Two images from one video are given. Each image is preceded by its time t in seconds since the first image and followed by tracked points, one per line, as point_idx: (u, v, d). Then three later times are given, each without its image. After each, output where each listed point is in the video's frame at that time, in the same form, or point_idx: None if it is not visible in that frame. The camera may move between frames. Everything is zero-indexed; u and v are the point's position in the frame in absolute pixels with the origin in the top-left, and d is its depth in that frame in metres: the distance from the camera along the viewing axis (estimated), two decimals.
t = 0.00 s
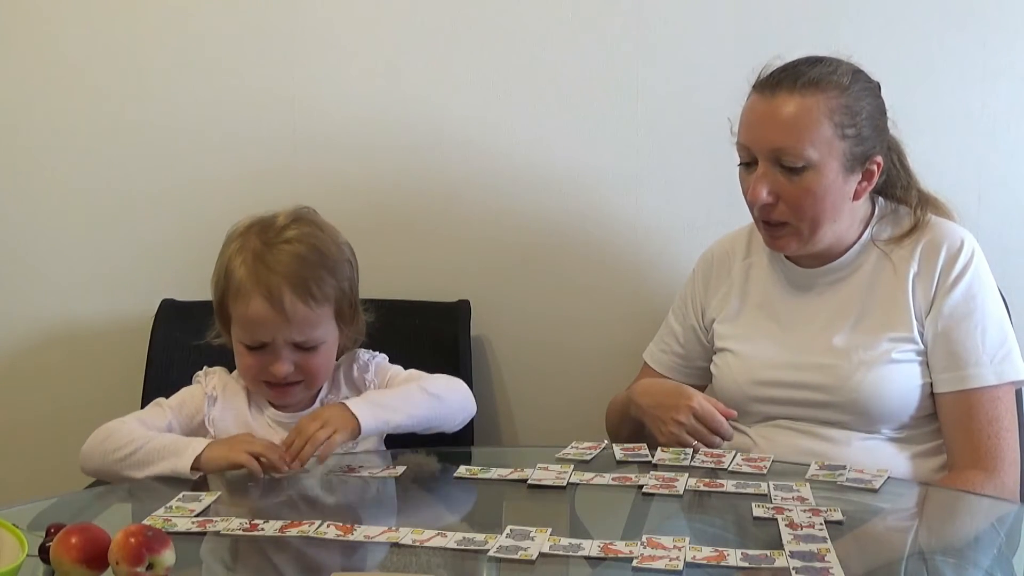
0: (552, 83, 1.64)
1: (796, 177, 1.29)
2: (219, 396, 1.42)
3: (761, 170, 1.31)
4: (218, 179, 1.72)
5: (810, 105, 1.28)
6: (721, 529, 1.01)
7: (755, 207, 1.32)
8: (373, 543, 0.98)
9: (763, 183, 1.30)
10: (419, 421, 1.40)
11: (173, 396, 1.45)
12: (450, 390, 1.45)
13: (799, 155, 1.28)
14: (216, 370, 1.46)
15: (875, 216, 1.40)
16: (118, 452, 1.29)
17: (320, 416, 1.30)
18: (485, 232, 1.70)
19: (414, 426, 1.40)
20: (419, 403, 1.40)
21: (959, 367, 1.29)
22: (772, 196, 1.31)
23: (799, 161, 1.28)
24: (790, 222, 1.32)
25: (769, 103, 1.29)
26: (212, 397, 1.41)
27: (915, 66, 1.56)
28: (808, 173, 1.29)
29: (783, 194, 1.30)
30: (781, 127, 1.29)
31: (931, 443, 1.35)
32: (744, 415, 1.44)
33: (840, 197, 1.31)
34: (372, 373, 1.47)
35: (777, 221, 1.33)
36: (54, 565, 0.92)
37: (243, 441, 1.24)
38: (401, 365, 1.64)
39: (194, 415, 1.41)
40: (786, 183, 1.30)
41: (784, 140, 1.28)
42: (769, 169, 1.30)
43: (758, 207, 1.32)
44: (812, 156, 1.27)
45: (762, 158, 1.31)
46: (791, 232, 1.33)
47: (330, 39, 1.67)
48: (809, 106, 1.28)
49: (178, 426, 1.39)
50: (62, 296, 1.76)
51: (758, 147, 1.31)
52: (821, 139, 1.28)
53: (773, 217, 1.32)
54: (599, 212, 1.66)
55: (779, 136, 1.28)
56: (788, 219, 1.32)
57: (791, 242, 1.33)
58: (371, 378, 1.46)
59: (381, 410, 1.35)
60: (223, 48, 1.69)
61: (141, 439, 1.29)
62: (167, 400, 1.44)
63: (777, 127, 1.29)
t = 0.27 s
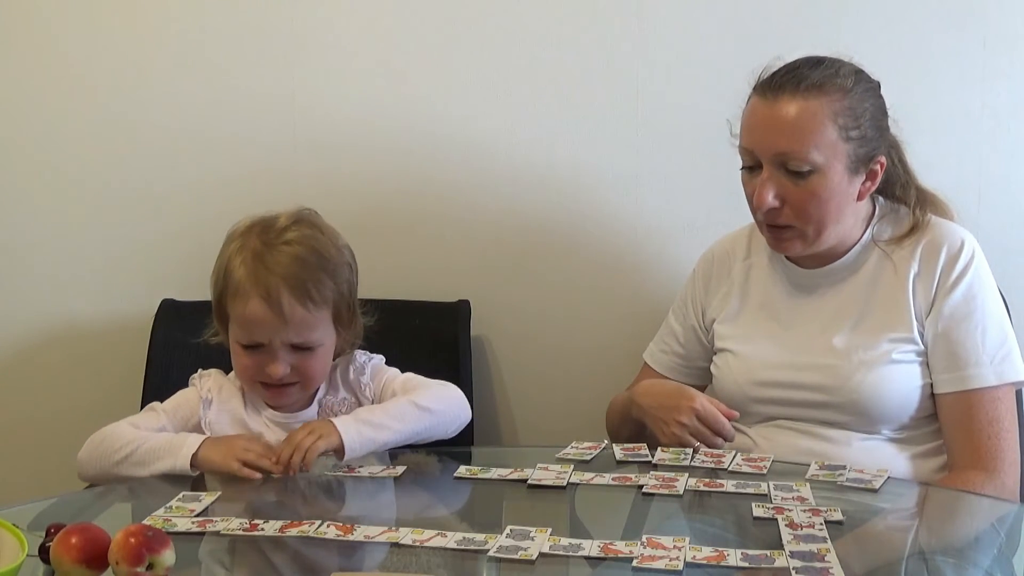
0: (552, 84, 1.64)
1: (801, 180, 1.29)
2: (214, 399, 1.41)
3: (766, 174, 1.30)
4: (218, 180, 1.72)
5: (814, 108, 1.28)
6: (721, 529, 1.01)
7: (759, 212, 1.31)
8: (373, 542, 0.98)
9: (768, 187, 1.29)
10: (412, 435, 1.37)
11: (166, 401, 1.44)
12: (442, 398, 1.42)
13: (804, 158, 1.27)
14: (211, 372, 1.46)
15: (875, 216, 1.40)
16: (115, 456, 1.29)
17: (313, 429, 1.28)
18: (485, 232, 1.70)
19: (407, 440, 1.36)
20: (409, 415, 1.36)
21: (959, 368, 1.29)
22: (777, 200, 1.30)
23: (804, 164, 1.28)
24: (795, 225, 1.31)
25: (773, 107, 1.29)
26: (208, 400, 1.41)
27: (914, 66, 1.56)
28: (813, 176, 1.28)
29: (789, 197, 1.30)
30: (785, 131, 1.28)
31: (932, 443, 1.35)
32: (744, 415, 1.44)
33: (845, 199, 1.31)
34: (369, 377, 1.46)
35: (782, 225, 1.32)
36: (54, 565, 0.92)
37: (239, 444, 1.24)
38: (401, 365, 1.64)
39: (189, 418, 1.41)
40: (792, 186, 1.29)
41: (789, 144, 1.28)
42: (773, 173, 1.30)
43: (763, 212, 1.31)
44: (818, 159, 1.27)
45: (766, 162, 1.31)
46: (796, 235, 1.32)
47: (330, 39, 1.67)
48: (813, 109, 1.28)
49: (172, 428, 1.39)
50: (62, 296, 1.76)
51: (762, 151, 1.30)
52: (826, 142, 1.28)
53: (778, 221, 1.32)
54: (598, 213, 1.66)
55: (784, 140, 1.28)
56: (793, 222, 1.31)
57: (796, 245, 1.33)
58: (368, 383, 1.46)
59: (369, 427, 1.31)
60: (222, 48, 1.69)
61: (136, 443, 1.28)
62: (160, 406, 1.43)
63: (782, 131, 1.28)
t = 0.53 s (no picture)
0: (552, 84, 1.64)
1: (805, 180, 1.29)
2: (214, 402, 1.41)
3: (768, 174, 1.30)
4: (218, 180, 1.72)
5: (817, 108, 1.28)
6: (721, 529, 1.01)
7: (762, 212, 1.31)
8: (373, 543, 0.98)
9: (771, 187, 1.29)
10: (408, 435, 1.37)
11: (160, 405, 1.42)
12: (438, 399, 1.42)
13: (807, 159, 1.27)
14: (209, 376, 1.46)
15: (875, 216, 1.40)
16: (115, 458, 1.28)
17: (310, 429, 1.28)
18: (485, 232, 1.70)
19: (403, 441, 1.36)
20: (404, 416, 1.37)
21: (960, 368, 1.29)
22: (781, 200, 1.30)
23: (807, 165, 1.28)
24: (798, 225, 1.31)
25: (775, 107, 1.29)
26: (208, 403, 1.41)
27: (915, 66, 1.55)
28: (816, 176, 1.28)
29: (792, 197, 1.30)
30: (788, 131, 1.28)
31: (932, 443, 1.35)
32: (744, 415, 1.44)
33: (848, 198, 1.31)
34: (364, 376, 1.47)
35: (785, 224, 1.32)
36: (53, 565, 0.92)
37: (239, 444, 1.25)
38: (401, 365, 1.64)
39: (187, 420, 1.40)
40: (795, 186, 1.29)
41: (792, 144, 1.28)
42: (776, 173, 1.29)
43: (766, 212, 1.31)
44: (821, 159, 1.27)
45: (769, 162, 1.30)
46: (799, 235, 1.32)
47: (330, 39, 1.67)
48: (815, 109, 1.28)
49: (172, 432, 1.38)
50: (62, 296, 1.76)
51: (765, 151, 1.30)
52: (829, 141, 1.28)
53: (781, 221, 1.32)
54: (599, 213, 1.66)
55: (787, 140, 1.28)
56: (797, 222, 1.31)
57: (799, 244, 1.33)
58: (363, 382, 1.46)
59: (364, 427, 1.32)
60: (223, 48, 1.69)
61: (136, 446, 1.28)
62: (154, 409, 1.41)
63: (784, 131, 1.28)
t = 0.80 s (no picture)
0: (553, 84, 1.64)
1: (807, 179, 1.29)
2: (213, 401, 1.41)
3: (770, 173, 1.30)
4: (219, 179, 1.72)
5: (819, 107, 1.28)
6: (721, 529, 1.01)
7: (764, 210, 1.31)
8: (373, 543, 0.98)
9: (773, 186, 1.29)
10: (398, 422, 1.38)
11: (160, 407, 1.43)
12: (430, 389, 1.43)
13: (809, 158, 1.27)
14: (207, 376, 1.46)
15: (876, 215, 1.40)
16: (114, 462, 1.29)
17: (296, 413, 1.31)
18: (485, 232, 1.70)
19: (393, 427, 1.37)
20: (394, 402, 1.38)
21: (960, 368, 1.29)
22: (782, 199, 1.30)
23: (809, 164, 1.28)
24: (800, 224, 1.31)
25: (777, 107, 1.29)
26: (205, 402, 1.41)
27: (915, 67, 1.56)
28: (818, 175, 1.28)
29: (794, 196, 1.30)
30: (789, 130, 1.28)
31: (932, 443, 1.35)
32: (743, 415, 1.44)
33: (850, 197, 1.31)
34: (359, 373, 1.46)
35: (787, 223, 1.32)
36: (53, 564, 0.92)
37: (231, 433, 1.26)
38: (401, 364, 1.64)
39: (186, 420, 1.40)
40: (797, 185, 1.29)
41: (794, 143, 1.28)
42: (778, 172, 1.29)
43: (768, 211, 1.31)
44: (823, 158, 1.27)
45: (771, 161, 1.31)
46: (802, 233, 1.32)
47: (331, 39, 1.68)
48: (818, 108, 1.28)
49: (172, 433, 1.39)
50: (63, 296, 1.76)
51: (766, 150, 1.30)
52: (830, 140, 1.28)
53: (783, 220, 1.31)
54: (599, 213, 1.66)
55: (789, 139, 1.28)
56: (799, 221, 1.31)
57: (802, 242, 1.33)
58: (357, 379, 1.45)
59: (351, 410, 1.34)
60: (224, 48, 1.69)
61: (133, 450, 1.29)
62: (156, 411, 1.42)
63: (786, 130, 1.28)
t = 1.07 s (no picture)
0: (553, 84, 1.64)
1: (809, 179, 1.29)
2: (205, 400, 1.42)
3: (772, 171, 1.30)
4: (219, 179, 1.72)
5: (822, 107, 1.28)
6: (721, 529, 1.01)
7: (765, 209, 1.31)
8: (373, 543, 0.98)
9: (774, 185, 1.29)
10: (382, 428, 1.35)
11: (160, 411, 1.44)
12: (419, 396, 1.40)
13: (811, 157, 1.27)
14: (201, 376, 1.46)
15: (876, 215, 1.40)
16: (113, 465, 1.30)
17: (280, 411, 1.27)
18: (485, 232, 1.70)
19: (376, 433, 1.34)
20: (380, 408, 1.35)
21: (960, 369, 1.29)
22: (784, 198, 1.30)
23: (811, 163, 1.28)
24: (800, 223, 1.31)
25: (780, 105, 1.29)
26: (195, 401, 1.42)
27: (916, 67, 1.55)
28: (820, 174, 1.28)
29: (795, 195, 1.30)
30: (792, 129, 1.28)
31: (932, 444, 1.35)
32: (743, 415, 1.44)
33: (851, 198, 1.31)
34: (354, 375, 1.45)
35: (787, 223, 1.32)
36: (53, 564, 0.92)
37: (213, 432, 1.26)
38: (401, 364, 1.64)
39: (181, 423, 1.41)
40: (799, 185, 1.29)
41: (797, 142, 1.28)
42: (780, 170, 1.29)
43: (769, 209, 1.31)
44: (825, 157, 1.27)
45: (773, 159, 1.31)
46: (802, 232, 1.32)
47: (332, 39, 1.67)
48: (821, 107, 1.28)
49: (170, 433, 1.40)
50: (63, 296, 1.76)
51: (768, 148, 1.30)
52: (833, 139, 1.28)
53: (783, 219, 1.31)
54: (599, 212, 1.66)
55: (792, 138, 1.28)
56: (800, 220, 1.31)
57: (802, 242, 1.33)
58: (351, 380, 1.45)
59: (337, 414, 1.31)
60: (224, 48, 1.69)
61: (129, 450, 1.30)
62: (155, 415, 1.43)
63: (789, 129, 1.28)
